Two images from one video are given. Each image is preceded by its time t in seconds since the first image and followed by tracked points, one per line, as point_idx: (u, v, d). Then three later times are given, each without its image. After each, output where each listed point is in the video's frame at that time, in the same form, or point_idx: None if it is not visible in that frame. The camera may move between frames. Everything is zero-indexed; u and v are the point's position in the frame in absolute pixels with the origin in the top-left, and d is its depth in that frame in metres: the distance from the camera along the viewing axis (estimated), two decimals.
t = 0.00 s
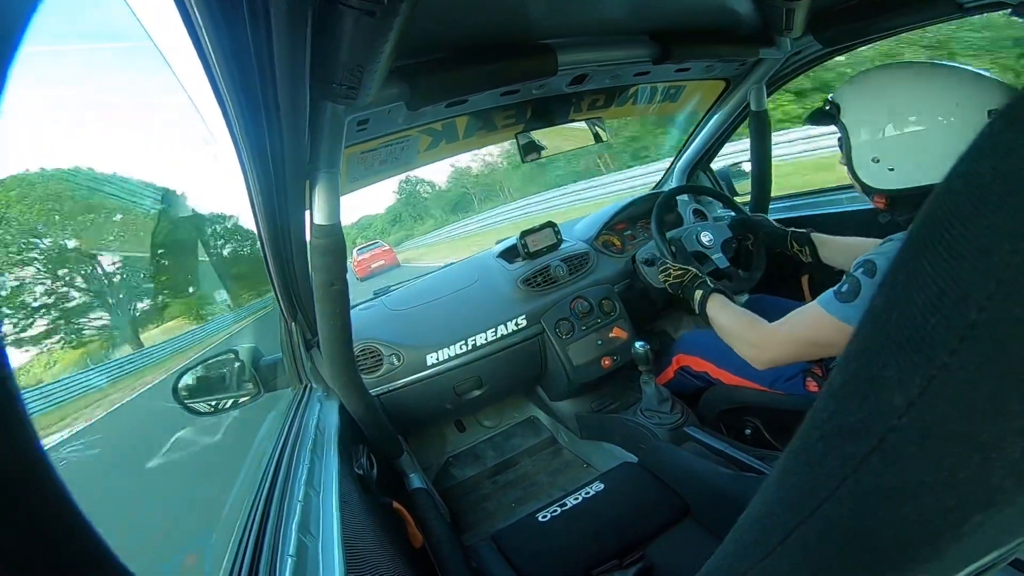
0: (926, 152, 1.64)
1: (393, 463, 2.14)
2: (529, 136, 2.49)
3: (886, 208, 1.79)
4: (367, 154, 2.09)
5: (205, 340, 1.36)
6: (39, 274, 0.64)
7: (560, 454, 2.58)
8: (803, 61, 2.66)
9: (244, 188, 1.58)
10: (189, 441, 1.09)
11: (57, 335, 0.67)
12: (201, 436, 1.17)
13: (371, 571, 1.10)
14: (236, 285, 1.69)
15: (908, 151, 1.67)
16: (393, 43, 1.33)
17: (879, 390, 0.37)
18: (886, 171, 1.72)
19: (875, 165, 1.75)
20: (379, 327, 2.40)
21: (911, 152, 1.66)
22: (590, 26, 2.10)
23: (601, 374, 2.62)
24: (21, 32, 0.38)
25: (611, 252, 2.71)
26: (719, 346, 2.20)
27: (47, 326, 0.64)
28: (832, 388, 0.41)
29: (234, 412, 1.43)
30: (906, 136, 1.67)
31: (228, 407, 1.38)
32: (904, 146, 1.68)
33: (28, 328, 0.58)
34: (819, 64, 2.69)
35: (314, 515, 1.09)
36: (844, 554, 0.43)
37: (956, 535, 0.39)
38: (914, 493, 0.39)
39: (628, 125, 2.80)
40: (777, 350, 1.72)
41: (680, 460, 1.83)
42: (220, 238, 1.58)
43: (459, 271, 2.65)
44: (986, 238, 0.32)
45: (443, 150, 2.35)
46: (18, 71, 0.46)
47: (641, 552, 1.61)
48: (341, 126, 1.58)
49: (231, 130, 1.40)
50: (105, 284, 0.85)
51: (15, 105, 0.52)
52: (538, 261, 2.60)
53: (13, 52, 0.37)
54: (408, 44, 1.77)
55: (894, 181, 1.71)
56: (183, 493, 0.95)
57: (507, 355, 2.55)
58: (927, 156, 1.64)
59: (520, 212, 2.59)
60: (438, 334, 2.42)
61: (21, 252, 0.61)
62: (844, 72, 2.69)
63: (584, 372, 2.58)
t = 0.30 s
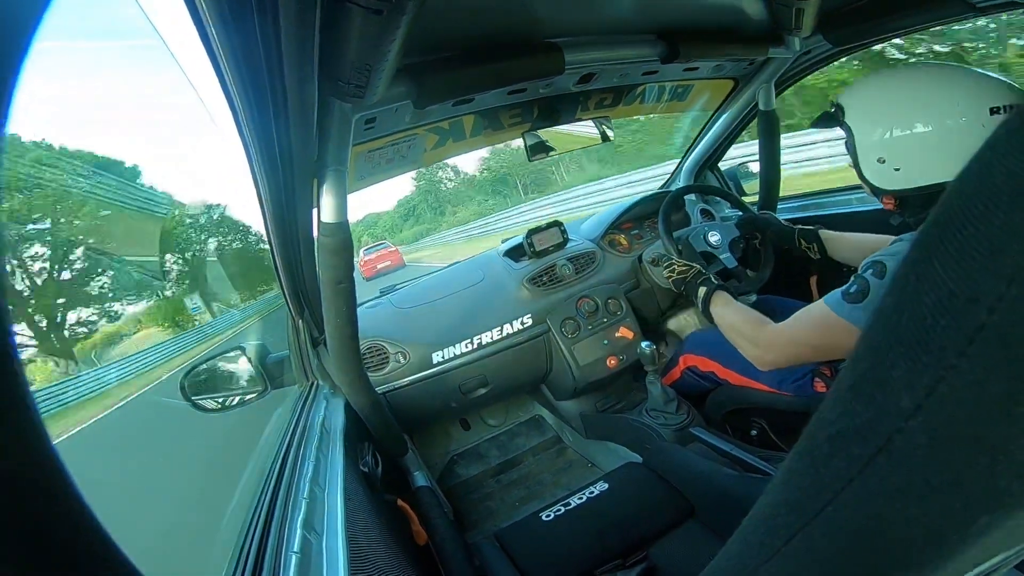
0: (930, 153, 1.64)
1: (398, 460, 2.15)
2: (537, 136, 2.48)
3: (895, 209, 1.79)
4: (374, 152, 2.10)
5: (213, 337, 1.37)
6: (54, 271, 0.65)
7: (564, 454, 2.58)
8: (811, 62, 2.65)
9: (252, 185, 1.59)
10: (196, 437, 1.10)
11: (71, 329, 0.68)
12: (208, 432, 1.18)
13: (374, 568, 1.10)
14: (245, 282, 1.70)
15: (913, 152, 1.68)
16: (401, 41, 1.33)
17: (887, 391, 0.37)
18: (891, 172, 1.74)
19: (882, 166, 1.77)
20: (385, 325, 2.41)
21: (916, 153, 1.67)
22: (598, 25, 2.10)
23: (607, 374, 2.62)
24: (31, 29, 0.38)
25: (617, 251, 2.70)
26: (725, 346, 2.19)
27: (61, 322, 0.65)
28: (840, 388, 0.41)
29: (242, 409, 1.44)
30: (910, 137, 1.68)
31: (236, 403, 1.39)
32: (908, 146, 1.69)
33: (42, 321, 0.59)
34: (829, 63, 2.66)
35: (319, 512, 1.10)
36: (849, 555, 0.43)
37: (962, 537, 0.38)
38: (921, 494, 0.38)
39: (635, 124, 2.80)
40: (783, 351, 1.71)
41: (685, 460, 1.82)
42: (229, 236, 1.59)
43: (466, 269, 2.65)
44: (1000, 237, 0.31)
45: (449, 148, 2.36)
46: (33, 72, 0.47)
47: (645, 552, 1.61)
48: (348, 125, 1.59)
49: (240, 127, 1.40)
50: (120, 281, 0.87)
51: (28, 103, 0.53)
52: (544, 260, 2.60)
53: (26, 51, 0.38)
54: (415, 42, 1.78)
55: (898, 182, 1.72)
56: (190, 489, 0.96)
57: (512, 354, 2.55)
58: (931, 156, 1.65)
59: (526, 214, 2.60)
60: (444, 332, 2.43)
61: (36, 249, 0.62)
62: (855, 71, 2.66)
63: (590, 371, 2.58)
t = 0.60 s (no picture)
0: (938, 155, 1.63)
1: (401, 458, 2.15)
2: (543, 135, 2.47)
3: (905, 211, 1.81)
4: (380, 151, 2.10)
5: (219, 334, 1.37)
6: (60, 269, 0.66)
7: (568, 453, 2.58)
8: (818, 63, 2.65)
9: (259, 183, 1.60)
10: (202, 435, 1.11)
11: (77, 326, 0.68)
12: (213, 429, 1.18)
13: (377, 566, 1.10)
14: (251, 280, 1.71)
15: (921, 153, 1.67)
16: (407, 40, 1.33)
17: (894, 394, 0.37)
18: (899, 173, 1.72)
19: (889, 167, 1.76)
20: (390, 324, 2.41)
21: (924, 155, 1.66)
22: (604, 25, 2.09)
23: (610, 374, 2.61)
24: (41, 26, 0.39)
25: (623, 251, 2.69)
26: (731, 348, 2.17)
27: (67, 320, 0.65)
28: (845, 391, 0.40)
29: (247, 406, 1.45)
30: (918, 139, 1.67)
31: (240, 400, 1.39)
32: (915, 148, 1.68)
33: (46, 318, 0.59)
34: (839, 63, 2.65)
35: (322, 510, 1.10)
36: (853, 557, 0.42)
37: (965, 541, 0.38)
38: (927, 497, 0.38)
39: (641, 122, 2.79)
40: (789, 354, 1.71)
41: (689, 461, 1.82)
42: (235, 235, 1.60)
43: (470, 268, 2.65)
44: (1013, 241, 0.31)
45: (455, 147, 2.37)
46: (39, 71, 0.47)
47: (646, 553, 1.60)
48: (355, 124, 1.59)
49: (246, 124, 1.41)
50: (93, 277, 0.76)
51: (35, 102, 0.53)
52: (549, 259, 2.59)
53: (34, 51, 0.38)
54: (421, 41, 1.77)
55: (906, 183, 1.71)
56: (195, 485, 0.96)
57: (517, 353, 2.55)
58: (940, 158, 1.64)
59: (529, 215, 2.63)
60: (448, 331, 2.43)
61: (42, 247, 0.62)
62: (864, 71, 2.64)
63: (594, 372, 2.57)
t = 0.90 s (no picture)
0: (953, 164, 1.68)
1: (402, 456, 2.15)
2: (548, 135, 2.49)
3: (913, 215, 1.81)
4: (386, 150, 2.11)
5: (224, 329, 1.38)
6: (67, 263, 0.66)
7: (569, 455, 2.57)
8: (827, 67, 2.64)
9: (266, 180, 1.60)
10: (205, 430, 1.11)
11: (82, 321, 0.69)
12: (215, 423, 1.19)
13: (376, 564, 1.11)
14: (257, 276, 1.72)
15: (936, 161, 1.72)
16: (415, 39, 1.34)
17: (897, 400, 0.36)
18: (914, 179, 1.77)
19: (903, 173, 1.80)
20: (394, 322, 2.42)
21: (939, 163, 1.71)
22: (613, 26, 2.09)
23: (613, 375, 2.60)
24: (57, 23, 0.39)
25: (628, 253, 2.69)
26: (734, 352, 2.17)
27: (71, 314, 0.65)
28: (848, 396, 0.40)
29: (249, 402, 1.45)
30: (933, 148, 1.72)
31: (243, 396, 1.40)
32: (930, 156, 1.72)
33: (53, 310, 0.59)
34: (849, 67, 2.64)
35: (322, 508, 1.10)
36: (853, 564, 0.42)
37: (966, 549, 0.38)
38: (928, 504, 0.38)
39: (649, 124, 2.78)
40: (797, 358, 1.70)
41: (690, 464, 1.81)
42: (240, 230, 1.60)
43: (475, 268, 2.65)
44: (1016, 247, 0.30)
45: (462, 147, 2.37)
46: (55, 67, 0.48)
47: (644, 555, 1.60)
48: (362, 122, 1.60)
49: (255, 121, 1.41)
50: (100, 270, 0.77)
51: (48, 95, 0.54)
52: (553, 260, 2.59)
53: (49, 46, 0.39)
54: (430, 40, 1.78)
55: (920, 190, 1.76)
56: (197, 479, 0.96)
57: (520, 353, 2.55)
58: (953, 167, 1.68)
59: (534, 215, 2.63)
60: (451, 330, 2.43)
61: (49, 242, 0.63)
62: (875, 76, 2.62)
63: (597, 373, 2.57)
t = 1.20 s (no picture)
0: (959, 166, 1.67)
1: (401, 452, 2.16)
2: (550, 133, 2.50)
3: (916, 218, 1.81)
4: (389, 146, 2.10)
5: (223, 324, 1.37)
6: (73, 258, 0.67)
7: (568, 453, 2.57)
8: (832, 68, 2.62)
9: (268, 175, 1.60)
10: (203, 425, 1.11)
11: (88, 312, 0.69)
12: (213, 419, 1.18)
13: (373, 560, 1.11)
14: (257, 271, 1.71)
15: (941, 164, 1.70)
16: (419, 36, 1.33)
17: (896, 401, 0.36)
18: (918, 182, 1.76)
19: (907, 176, 1.79)
20: (393, 317, 2.42)
21: (944, 165, 1.70)
22: (617, 24, 2.08)
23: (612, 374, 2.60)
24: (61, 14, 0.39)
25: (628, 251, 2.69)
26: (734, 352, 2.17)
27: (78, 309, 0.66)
28: (847, 397, 0.40)
29: (248, 396, 1.45)
30: (939, 150, 1.71)
31: (242, 390, 1.39)
32: (935, 158, 1.71)
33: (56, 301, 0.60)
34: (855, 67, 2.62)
35: (320, 503, 1.10)
36: (849, 564, 0.42)
37: (961, 552, 0.38)
38: (924, 506, 0.38)
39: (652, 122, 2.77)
40: (799, 361, 1.69)
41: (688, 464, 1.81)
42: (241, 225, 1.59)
43: (476, 264, 2.65)
44: (1019, 251, 0.30)
45: (464, 144, 2.36)
46: (57, 60, 0.48)
47: (640, 555, 1.60)
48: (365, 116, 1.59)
49: (257, 116, 1.41)
50: (101, 264, 0.77)
51: (54, 90, 0.54)
52: (554, 258, 2.59)
53: (51, 38, 0.38)
54: (434, 37, 1.77)
55: (924, 193, 1.74)
56: (195, 474, 0.96)
57: (519, 351, 2.55)
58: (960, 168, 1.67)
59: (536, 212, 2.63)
60: (451, 326, 2.43)
61: (56, 237, 0.63)
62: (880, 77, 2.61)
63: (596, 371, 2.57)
